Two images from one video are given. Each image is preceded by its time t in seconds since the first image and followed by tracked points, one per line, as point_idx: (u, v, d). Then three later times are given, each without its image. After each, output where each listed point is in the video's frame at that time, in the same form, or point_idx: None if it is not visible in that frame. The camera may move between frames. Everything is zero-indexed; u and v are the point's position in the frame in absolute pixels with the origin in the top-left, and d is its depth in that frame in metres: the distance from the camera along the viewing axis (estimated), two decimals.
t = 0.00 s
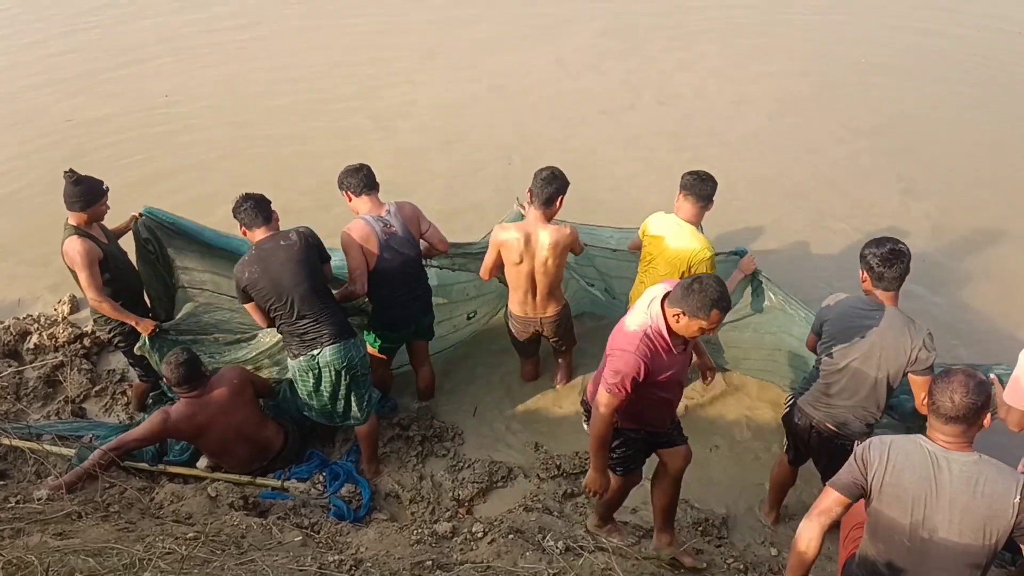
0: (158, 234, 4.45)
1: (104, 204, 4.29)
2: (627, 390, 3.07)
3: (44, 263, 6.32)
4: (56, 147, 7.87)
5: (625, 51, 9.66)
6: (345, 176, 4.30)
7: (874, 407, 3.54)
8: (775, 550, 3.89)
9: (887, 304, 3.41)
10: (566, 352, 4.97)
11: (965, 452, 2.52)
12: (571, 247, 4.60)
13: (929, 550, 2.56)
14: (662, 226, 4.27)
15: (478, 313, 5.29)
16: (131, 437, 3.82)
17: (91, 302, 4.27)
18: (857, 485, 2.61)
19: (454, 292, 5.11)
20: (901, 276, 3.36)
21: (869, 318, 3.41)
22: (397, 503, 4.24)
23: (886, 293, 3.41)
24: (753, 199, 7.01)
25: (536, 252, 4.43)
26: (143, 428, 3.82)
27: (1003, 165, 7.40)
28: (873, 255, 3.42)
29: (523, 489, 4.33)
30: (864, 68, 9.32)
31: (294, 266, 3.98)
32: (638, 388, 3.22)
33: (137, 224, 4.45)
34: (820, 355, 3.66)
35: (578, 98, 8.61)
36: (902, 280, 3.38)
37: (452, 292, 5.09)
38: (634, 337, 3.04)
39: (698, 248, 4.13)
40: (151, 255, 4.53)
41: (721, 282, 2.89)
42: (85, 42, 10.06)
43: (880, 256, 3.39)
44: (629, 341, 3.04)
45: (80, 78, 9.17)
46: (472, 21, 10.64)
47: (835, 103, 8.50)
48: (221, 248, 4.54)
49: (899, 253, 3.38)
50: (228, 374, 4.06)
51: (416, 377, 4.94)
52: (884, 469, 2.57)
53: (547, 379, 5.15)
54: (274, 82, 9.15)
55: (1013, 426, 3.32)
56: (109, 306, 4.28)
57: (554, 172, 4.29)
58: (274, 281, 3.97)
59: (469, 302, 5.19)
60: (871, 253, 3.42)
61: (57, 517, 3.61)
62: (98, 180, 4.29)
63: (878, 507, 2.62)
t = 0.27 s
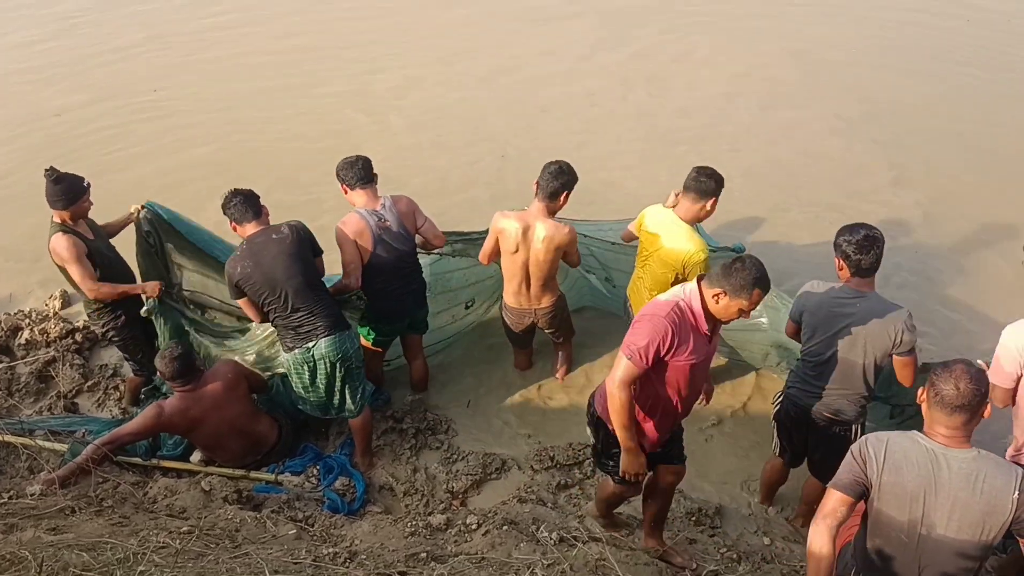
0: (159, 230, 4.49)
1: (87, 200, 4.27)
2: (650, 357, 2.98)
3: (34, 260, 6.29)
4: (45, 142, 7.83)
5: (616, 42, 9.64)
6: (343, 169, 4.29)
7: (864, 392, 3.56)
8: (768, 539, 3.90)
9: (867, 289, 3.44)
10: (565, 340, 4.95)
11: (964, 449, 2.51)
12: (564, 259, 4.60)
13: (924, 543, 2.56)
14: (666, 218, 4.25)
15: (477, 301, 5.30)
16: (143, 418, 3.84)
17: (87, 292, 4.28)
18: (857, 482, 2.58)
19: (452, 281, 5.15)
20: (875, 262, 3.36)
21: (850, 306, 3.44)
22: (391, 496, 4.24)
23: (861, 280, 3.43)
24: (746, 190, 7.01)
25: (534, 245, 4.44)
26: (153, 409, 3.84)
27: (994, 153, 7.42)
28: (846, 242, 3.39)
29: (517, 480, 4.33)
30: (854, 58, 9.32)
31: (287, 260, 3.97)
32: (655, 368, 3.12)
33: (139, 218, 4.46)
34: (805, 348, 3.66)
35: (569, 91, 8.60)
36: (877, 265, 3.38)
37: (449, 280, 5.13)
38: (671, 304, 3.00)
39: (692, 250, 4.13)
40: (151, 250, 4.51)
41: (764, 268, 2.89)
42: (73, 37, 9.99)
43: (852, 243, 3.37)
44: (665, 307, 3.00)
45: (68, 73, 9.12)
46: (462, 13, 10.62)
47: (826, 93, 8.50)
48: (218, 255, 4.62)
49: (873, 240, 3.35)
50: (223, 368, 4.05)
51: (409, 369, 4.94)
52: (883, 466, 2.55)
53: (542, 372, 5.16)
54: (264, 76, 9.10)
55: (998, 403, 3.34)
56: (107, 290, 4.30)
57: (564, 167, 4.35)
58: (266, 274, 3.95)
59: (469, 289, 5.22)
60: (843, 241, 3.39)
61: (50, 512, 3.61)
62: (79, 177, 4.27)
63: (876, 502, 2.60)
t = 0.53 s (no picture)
0: (140, 202, 4.59)
1: (78, 193, 4.25)
2: (659, 350, 2.94)
3: (26, 254, 6.25)
4: (36, 136, 7.78)
5: (610, 35, 9.62)
6: (340, 161, 4.26)
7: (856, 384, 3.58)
8: (762, 530, 3.92)
9: (847, 279, 3.51)
10: (558, 331, 5.02)
11: (954, 438, 2.50)
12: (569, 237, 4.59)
13: (914, 533, 2.58)
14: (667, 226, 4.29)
15: (472, 290, 5.29)
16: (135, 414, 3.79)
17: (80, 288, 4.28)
18: (847, 473, 2.58)
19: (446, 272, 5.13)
20: (854, 253, 3.43)
21: (830, 297, 3.50)
22: (386, 489, 4.25)
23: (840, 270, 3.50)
24: (740, 182, 7.00)
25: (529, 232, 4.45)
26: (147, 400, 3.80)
27: (987, 146, 7.43)
28: (824, 235, 3.46)
29: (511, 472, 4.34)
30: (848, 50, 9.30)
31: (279, 253, 3.96)
32: (667, 360, 3.08)
33: (116, 193, 4.57)
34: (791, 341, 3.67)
35: (563, 83, 8.57)
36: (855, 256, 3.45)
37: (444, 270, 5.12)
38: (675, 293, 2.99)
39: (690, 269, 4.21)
40: (134, 224, 4.63)
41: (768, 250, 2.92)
42: (63, 30, 9.92)
43: (831, 235, 3.44)
44: (669, 297, 2.98)
45: (59, 66, 9.06)
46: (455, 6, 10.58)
47: (820, 85, 8.50)
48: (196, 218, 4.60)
49: (849, 231, 3.43)
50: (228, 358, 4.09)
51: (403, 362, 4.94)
52: (873, 457, 2.55)
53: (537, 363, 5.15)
54: (256, 69, 9.05)
55: (989, 392, 3.37)
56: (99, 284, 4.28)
57: (557, 156, 4.28)
58: (259, 266, 3.95)
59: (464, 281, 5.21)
60: (822, 234, 3.46)
61: (44, 506, 3.61)
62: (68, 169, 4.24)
63: (867, 493, 2.60)
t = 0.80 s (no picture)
0: (147, 210, 4.52)
1: (77, 189, 4.24)
2: (674, 366, 2.92)
3: (24, 249, 6.24)
4: (33, 130, 7.77)
5: (609, 29, 9.59)
6: (337, 157, 4.24)
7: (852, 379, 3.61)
8: (761, 524, 3.93)
9: (836, 274, 3.46)
10: (557, 324, 5.05)
11: (950, 432, 2.51)
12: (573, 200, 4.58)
13: (911, 527, 2.59)
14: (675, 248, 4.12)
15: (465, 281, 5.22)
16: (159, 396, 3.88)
17: (71, 286, 4.26)
18: (843, 468, 2.59)
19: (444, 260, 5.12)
20: (846, 243, 3.40)
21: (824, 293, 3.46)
22: (385, 483, 4.25)
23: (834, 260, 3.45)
24: (740, 177, 6.99)
25: (530, 223, 4.47)
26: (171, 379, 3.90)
27: (987, 139, 7.43)
28: (815, 226, 3.46)
29: (510, 466, 4.35)
30: (847, 44, 9.29)
31: (278, 247, 3.96)
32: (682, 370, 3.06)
33: (123, 198, 4.48)
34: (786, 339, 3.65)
35: (562, 78, 8.55)
36: (848, 247, 3.42)
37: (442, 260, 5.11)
38: (678, 305, 2.93)
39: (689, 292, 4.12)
40: (139, 228, 4.55)
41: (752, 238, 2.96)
42: (60, 25, 9.87)
43: (822, 226, 3.44)
44: (674, 310, 2.92)
45: (56, 61, 9.04)
46: None
47: (819, 79, 8.48)
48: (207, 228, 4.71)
49: (840, 221, 3.43)
50: (247, 348, 4.13)
51: (403, 355, 4.94)
52: (870, 451, 2.55)
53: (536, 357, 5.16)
54: (254, 64, 9.02)
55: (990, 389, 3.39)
56: (90, 285, 4.27)
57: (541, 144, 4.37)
58: (258, 262, 3.95)
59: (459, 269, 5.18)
60: (813, 224, 3.46)
61: (44, 501, 3.62)
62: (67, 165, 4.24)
63: (863, 488, 2.61)
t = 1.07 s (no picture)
0: (148, 211, 4.55)
1: (79, 187, 4.24)
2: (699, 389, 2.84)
3: (24, 247, 6.24)
4: (33, 129, 7.77)
5: (608, 27, 9.59)
6: (338, 154, 4.26)
7: (848, 378, 3.62)
8: (760, 521, 3.94)
9: (837, 271, 3.43)
10: (556, 321, 5.06)
11: (949, 429, 2.51)
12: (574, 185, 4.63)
13: (911, 524, 2.60)
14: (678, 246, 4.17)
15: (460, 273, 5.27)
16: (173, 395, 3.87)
17: (70, 284, 4.26)
18: (842, 465, 2.60)
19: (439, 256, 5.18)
20: (847, 240, 3.36)
21: (819, 291, 3.45)
22: (386, 481, 4.26)
23: (834, 258, 3.42)
24: (739, 174, 6.99)
25: (536, 217, 4.46)
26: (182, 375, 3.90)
27: (986, 136, 7.43)
28: (821, 219, 3.43)
29: (510, 464, 4.35)
30: (846, 41, 9.28)
31: (277, 245, 3.97)
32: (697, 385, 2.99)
33: (126, 199, 4.53)
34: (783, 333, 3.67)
35: (562, 76, 8.55)
36: (850, 245, 3.38)
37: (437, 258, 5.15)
38: (677, 331, 2.83)
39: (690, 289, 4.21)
40: (140, 231, 4.58)
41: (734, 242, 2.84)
42: (59, 24, 9.86)
43: (827, 219, 3.40)
44: (674, 338, 2.83)
45: (55, 59, 9.04)
46: None
47: (818, 77, 8.47)
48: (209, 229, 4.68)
49: (846, 217, 3.38)
50: (262, 344, 4.14)
51: (405, 351, 4.94)
52: (869, 448, 2.56)
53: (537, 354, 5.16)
54: (253, 62, 9.02)
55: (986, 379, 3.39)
56: (89, 283, 4.27)
57: (536, 140, 4.37)
58: (256, 261, 3.95)
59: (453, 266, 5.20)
60: (820, 216, 3.43)
61: (45, 498, 3.64)
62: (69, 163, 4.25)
63: (862, 485, 2.62)
